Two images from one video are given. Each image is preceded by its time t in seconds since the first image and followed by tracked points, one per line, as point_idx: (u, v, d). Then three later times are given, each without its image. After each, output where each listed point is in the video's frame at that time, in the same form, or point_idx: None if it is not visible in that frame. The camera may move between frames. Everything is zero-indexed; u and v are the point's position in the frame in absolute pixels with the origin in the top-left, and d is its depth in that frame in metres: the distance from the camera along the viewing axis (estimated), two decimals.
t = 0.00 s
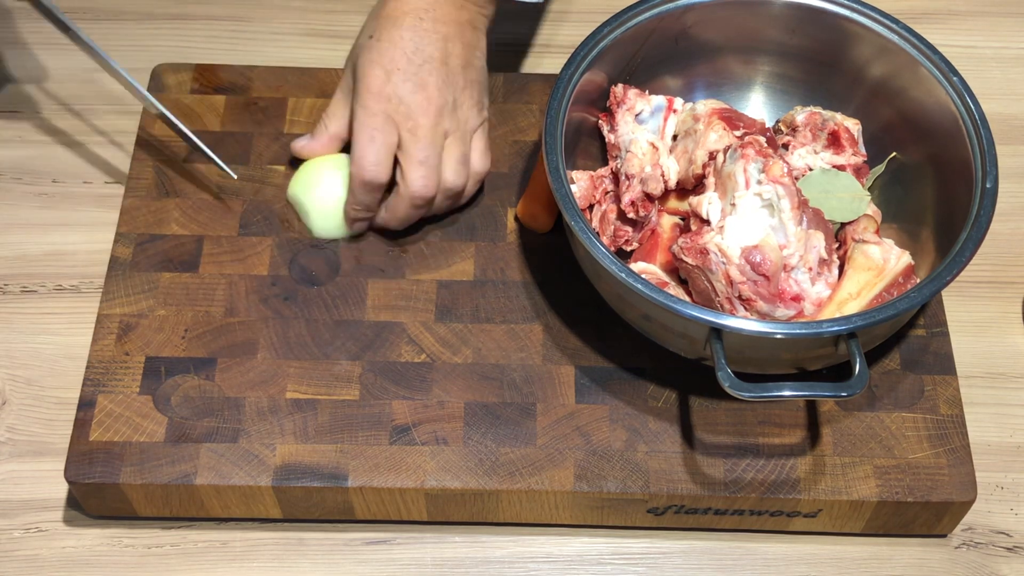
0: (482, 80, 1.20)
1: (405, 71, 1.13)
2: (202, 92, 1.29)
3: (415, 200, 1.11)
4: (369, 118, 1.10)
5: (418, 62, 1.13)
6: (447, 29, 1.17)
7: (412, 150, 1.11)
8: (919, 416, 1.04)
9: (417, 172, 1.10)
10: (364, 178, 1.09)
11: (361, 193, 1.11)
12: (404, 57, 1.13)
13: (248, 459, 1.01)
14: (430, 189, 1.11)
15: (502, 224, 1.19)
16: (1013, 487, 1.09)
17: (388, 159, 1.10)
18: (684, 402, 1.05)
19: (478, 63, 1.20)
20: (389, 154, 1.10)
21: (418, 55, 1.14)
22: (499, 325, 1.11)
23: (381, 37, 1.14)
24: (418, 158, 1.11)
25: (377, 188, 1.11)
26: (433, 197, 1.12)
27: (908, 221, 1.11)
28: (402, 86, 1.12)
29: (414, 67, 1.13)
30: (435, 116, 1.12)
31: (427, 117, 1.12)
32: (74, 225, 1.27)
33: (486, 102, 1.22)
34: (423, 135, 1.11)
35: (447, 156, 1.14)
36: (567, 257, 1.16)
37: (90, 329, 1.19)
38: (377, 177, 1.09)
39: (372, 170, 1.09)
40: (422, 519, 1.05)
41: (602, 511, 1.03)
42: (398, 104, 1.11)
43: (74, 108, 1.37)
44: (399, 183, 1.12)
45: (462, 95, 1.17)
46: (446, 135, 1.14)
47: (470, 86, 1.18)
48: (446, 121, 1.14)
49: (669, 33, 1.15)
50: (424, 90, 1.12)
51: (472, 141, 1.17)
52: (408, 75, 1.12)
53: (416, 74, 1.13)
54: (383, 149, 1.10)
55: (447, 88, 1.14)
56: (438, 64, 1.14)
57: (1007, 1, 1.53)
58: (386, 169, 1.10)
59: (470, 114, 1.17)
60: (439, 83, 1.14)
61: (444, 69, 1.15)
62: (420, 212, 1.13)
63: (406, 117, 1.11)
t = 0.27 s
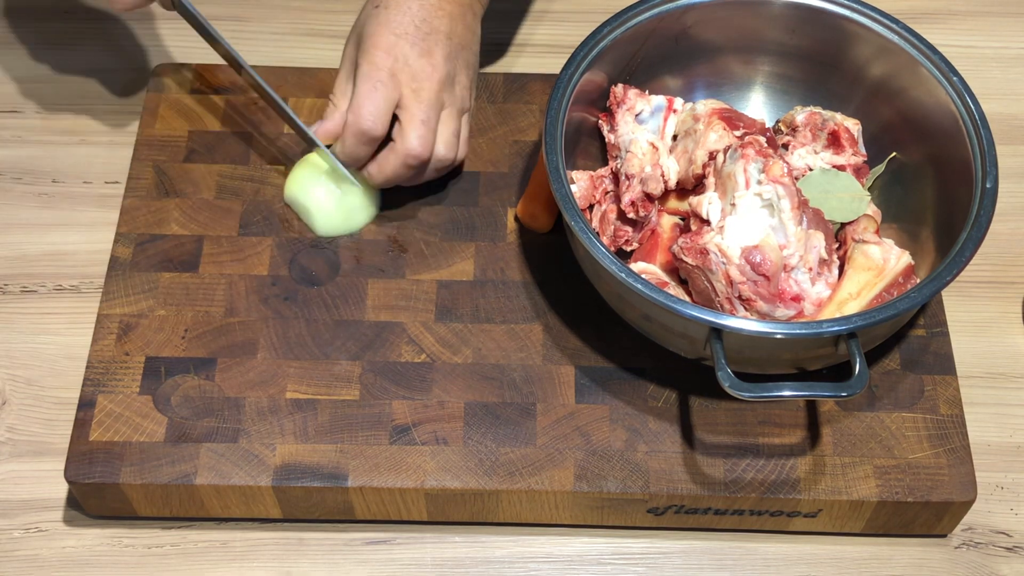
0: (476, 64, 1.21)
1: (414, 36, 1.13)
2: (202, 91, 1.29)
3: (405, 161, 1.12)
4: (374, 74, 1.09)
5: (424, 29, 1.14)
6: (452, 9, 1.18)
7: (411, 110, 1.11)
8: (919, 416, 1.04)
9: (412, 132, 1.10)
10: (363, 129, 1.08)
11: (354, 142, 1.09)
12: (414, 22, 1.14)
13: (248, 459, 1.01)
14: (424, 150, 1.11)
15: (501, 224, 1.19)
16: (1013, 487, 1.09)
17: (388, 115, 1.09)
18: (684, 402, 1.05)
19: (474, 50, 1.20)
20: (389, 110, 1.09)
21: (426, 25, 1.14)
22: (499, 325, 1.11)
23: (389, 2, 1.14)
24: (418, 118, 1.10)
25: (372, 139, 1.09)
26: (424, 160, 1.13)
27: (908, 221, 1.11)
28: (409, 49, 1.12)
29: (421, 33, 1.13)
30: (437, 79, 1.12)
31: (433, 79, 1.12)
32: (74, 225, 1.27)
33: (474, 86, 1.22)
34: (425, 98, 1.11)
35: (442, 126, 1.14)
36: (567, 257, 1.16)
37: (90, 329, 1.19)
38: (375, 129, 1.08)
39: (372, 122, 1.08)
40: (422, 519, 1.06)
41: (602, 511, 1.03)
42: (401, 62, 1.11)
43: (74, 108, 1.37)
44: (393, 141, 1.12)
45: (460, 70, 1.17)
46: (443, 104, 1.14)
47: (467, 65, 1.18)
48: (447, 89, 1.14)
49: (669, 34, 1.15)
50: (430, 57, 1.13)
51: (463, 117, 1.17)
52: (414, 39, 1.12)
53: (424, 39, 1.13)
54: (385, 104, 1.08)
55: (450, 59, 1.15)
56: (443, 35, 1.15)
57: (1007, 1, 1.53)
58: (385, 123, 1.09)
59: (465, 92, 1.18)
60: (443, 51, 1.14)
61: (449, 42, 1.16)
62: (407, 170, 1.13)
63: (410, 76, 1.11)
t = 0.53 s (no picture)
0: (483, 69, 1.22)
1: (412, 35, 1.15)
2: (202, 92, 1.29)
3: (401, 160, 1.12)
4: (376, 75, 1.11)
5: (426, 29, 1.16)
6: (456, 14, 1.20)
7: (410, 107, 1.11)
8: (919, 416, 1.04)
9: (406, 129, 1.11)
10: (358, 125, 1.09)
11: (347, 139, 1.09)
12: (418, 24, 1.16)
13: (248, 459, 1.01)
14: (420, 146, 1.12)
15: (501, 224, 1.19)
16: (1013, 487, 1.09)
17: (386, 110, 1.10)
18: (684, 402, 1.05)
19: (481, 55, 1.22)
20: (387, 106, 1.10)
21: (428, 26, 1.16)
22: (499, 325, 1.11)
23: (395, 6, 1.17)
24: (415, 114, 1.11)
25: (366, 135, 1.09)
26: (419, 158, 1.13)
27: (908, 220, 1.11)
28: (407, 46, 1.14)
29: (426, 34, 1.16)
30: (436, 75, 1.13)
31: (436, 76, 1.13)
32: (74, 225, 1.27)
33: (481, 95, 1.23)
34: (424, 95, 1.12)
35: (441, 129, 1.15)
36: (567, 257, 1.16)
37: (90, 329, 1.19)
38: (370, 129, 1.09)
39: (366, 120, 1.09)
40: (422, 519, 1.06)
41: (602, 511, 1.03)
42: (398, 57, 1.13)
43: (74, 108, 1.37)
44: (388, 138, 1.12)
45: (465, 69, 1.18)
46: (445, 102, 1.15)
47: (473, 68, 1.19)
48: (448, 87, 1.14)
49: (668, 34, 1.15)
50: (435, 56, 1.14)
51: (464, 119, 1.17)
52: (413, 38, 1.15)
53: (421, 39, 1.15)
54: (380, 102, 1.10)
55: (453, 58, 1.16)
56: (448, 35, 1.17)
57: (1007, 1, 1.53)
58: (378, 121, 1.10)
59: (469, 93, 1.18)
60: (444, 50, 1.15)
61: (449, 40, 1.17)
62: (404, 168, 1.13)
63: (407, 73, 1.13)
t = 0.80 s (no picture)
0: (470, 77, 1.20)
1: (376, 59, 1.17)
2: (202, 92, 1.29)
3: (371, 188, 1.14)
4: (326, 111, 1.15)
5: (394, 52, 1.17)
6: (434, 22, 1.19)
7: (376, 144, 1.15)
8: (919, 416, 1.04)
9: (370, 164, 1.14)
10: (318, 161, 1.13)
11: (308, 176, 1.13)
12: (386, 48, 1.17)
13: (248, 459, 1.01)
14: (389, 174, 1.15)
15: (502, 224, 1.19)
16: (1013, 487, 1.09)
17: (345, 144, 1.14)
18: (684, 402, 1.05)
19: (468, 61, 1.20)
20: (347, 141, 1.13)
21: (398, 47, 1.17)
22: (499, 325, 1.11)
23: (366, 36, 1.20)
24: (379, 149, 1.15)
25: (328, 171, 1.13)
26: (391, 184, 1.15)
27: (908, 220, 1.11)
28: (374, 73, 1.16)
29: (392, 60, 1.16)
30: (398, 106, 1.15)
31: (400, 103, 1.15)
32: (74, 225, 1.27)
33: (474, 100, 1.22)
34: (385, 127, 1.15)
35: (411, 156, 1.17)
36: (567, 257, 1.16)
37: (90, 329, 1.19)
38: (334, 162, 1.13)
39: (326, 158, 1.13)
40: (422, 519, 1.06)
41: (602, 511, 1.03)
42: (359, 87, 1.15)
43: (74, 108, 1.37)
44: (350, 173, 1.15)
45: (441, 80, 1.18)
46: (409, 135, 1.16)
47: (454, 79, 1.18)
48: (414, 112, 1.16)
49: (668, 34, 1.15)
50: (397, 84, 1.15)
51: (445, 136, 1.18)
52: (377, 64, 1.16)
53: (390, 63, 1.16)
54: (341, 139, 1.13)
55: (422, 80, 1.16)
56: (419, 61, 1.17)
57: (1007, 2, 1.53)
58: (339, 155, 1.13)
59: (448, 109, 1.18)
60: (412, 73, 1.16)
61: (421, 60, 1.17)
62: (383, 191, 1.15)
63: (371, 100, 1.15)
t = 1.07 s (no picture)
0: (477, 65, 1.22)
1: (385, 48, 1.18)
2: (203, 92, 1.29)
3: (388, 181, 1.14)
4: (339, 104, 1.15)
5: (402, 42, 1.18)
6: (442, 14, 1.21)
7: (389, 134, 1.15)
8: (919, 416, 1.04)
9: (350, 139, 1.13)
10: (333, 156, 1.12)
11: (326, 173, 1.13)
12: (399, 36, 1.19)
13: (248, 459, 1.01)
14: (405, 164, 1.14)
15: (502, 225, 1.19)
16: (1013, 487, 1.09)
17: (359, 137, 1.13)
18: (684, 402, 1.05)
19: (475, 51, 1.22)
20: (361, 133, 1.13)
21: (406, 38, 1.19)
22: (499, 325, 1.11)
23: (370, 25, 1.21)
24: (394, 137, 1.14)
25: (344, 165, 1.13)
26: (407, 175, 1.15)
27: (908, 220, 1.11)
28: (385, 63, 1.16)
29: (404, 45, 1.18)
30: (407, 94, 1.16)
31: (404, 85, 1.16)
32: (74, 225, 1.27)
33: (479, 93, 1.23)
34: (399, 116, 1.15)
35: (426, 144, 1.17)
36: (567, 257, 1.16)
37: (90, 329, 1.19)
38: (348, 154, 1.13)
39: (341, 155, 1.12)
40: (422, 519, 1.06)
41: (602, 511, 1.03)
42: (369, 79, 1.16)
43: (74, 108, 1.37)
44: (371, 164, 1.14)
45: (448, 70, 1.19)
46: (427, 125, 1.17)
47: (461, 67, 1.20)
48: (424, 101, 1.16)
49: (668, 34, 1.15)
50: (408, 69, 1.16)
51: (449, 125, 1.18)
52: (385, 53, 1.17)
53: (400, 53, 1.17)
54: (357, 133, 1.13)
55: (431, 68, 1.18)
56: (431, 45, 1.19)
57: (1007, 2, 1.53)
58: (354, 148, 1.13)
59: (456, 99, 1.19)
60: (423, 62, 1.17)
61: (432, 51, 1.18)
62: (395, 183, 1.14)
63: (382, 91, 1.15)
